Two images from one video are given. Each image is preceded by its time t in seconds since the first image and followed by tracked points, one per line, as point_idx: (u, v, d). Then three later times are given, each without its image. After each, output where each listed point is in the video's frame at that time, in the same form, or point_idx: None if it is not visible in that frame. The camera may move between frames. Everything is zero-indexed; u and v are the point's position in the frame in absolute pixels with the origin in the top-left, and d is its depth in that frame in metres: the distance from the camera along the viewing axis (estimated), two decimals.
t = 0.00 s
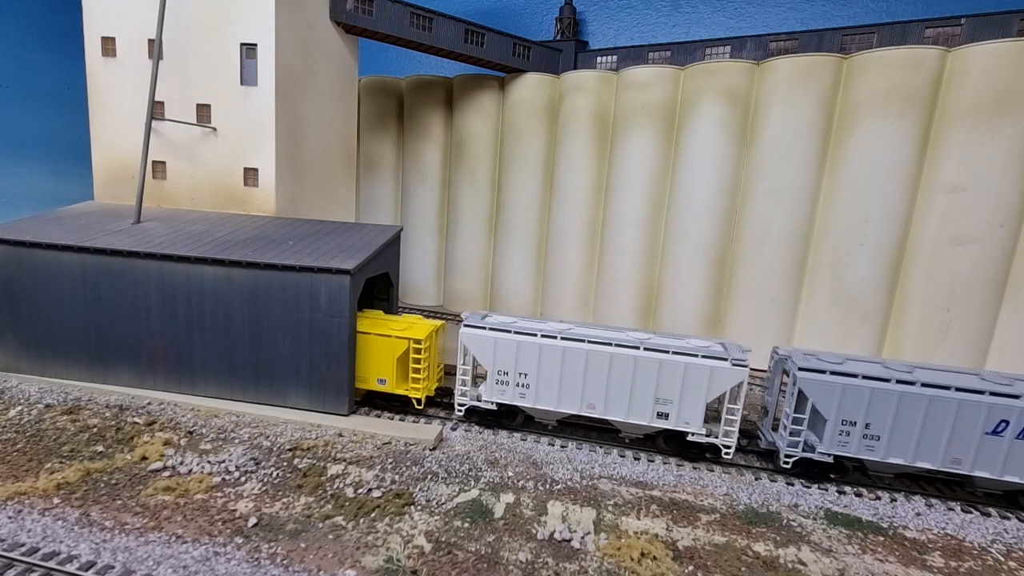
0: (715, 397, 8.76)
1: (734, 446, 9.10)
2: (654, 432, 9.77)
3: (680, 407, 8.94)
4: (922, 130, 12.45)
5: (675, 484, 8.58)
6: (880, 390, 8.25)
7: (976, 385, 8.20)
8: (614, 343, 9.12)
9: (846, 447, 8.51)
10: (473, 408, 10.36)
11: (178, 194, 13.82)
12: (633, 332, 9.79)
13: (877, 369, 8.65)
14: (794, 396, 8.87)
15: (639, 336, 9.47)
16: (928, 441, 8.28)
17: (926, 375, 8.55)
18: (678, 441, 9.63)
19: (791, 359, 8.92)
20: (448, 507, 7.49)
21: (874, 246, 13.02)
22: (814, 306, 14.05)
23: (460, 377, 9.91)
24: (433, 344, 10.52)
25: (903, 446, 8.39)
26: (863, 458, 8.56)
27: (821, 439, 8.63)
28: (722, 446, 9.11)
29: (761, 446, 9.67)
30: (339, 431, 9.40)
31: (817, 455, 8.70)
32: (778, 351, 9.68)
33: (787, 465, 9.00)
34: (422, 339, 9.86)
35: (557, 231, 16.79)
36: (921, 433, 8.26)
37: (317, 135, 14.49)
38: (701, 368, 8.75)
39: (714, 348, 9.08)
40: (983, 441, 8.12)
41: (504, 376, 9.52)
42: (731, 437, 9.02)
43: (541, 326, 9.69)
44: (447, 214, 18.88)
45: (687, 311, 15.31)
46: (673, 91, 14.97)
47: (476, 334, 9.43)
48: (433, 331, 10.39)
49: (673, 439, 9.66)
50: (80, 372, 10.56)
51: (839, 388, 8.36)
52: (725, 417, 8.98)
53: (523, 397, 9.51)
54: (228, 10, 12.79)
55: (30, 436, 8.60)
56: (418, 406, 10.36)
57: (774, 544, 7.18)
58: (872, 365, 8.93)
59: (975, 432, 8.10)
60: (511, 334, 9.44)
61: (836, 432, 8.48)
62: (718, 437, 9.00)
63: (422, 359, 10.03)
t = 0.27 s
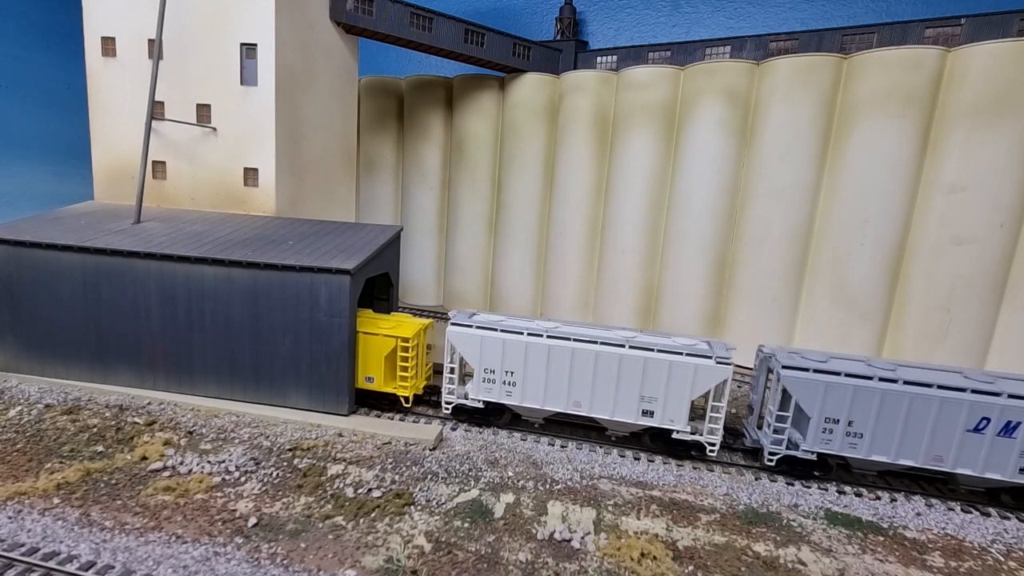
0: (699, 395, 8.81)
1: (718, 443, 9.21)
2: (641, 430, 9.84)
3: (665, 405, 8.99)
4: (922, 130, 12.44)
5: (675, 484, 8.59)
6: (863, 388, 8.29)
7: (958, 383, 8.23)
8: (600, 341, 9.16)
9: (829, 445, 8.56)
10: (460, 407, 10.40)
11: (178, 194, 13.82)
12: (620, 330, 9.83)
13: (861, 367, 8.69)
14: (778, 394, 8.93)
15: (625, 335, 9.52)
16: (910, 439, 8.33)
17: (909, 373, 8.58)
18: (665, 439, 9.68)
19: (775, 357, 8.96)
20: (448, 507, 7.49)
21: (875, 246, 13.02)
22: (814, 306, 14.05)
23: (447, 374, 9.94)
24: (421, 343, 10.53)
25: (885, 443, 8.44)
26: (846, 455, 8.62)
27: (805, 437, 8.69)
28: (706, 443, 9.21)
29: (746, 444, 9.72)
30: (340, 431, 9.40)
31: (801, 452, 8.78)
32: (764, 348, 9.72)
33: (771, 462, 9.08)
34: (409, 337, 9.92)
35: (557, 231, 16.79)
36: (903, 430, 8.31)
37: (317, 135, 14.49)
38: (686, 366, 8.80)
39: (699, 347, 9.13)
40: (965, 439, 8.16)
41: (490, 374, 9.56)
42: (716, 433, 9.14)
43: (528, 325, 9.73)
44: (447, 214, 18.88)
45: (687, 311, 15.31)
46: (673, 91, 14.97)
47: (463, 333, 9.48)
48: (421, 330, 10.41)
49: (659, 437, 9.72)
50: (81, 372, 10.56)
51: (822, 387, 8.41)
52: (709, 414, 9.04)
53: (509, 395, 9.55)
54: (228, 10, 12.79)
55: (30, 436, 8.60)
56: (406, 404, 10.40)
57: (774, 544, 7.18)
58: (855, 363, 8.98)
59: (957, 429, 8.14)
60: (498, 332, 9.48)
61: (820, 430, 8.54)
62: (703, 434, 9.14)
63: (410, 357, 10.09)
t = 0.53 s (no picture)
0: (683, 393, 8.84)
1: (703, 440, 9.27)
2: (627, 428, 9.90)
3: (649, 403, 9.01)
4: (922, 130, 12.44)
5: (675, 484, 8.59)
6: (845, 385, 8.33)
7: (940, 380, 8.25)
8: (585, 339, 9.20)
9: (812, 442, 8.59)
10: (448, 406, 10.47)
11: (178, 194, 13.82)
12: (606, 329, 9.87)
13: (844, 365, 8.73)
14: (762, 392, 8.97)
15: (611, 333, 9.56)
16: (893, 436, 8.35)
17: (892, 371, 8.62)
18: (650, 436, 9.78)
19: (759, 356, 8.99)
20: (448, 507, 7.49)
21: (875, 246, 13.02)
22: (814, 306, 14.05)
23: (434, 372, 9.96)
24: (409, 340, 10.55)
25: (868, 440, 8.46)
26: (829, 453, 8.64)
27: (788, 435, 8.72)
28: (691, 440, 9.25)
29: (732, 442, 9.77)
30: (340, 431, 9.40)
31: (784, 449, 8.84)
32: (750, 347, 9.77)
33: (755, 460, 9.11)
34: (395, 335, 9.93)
35: (557, 230, 16.79)
36: (885, 428, 8.33)
37: (317, 135, 14.50)
38: (671, 365, 8.83)
39: (685, 345, 9.16)
40: (947, 436, 8.18)
41: (477, 372, 9.59)
42: (700, 431, 9.20)
43: (514, 323, 9.77)
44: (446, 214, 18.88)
45: (687, 311, 15.31)
46: (673, 91, 14.97)
47: (449, 331, 9.52)
48: (410, 327, 10.43)
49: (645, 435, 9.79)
50: (81, 373, 10.56)
51: (805, 384, 8.44)
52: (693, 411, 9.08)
53: (496, 393, 9.58)
54: (229, 10, 12.79)
55: (30, 436, 8.60)
56: (394, 402, 10.41)
57: (774, 544, 7.18)
58: (839, 361, 9.01)
59: (938, 426, 8.16)
60: (484, 330, 9.52)
61: (803, 427, 8.58)
62: (687, 431, 9.19)
63: (398, 355, 10.10)
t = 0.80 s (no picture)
0: (668, 391, 8.90)
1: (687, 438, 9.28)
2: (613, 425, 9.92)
3: (634, 401, 9.06)
4: (922, 130, 12.45)
5: (675, 484, 8.59)
6: (828, 382, 8.38)
7: (923, 378, 8.30)
8: (571, 337, 9.26)
9: (796, 439, 8.64)
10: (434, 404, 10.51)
11: (178, 194, 13.82)
12: (593, 328, 9.91)
13: (828, 363, 8.78)
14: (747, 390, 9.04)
15: (597, 331, 9.61)
16: (875, 434, 8.41)
17: (874, 368, 8.68)
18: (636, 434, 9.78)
19: (744, 354, 9.05)
20: (448, 507, 7.49)
21: (875, 246, 13.02)
22: (814, 306, 14.05)
23: (421, 371, 10.06)
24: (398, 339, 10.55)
25: (851, 438, 8.51)
26: (813, 450, 8.71)
27: (772, 432, 8.77)
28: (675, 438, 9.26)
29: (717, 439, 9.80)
30: (340, 431, 9.40)
31: (768, 447, 8.90)
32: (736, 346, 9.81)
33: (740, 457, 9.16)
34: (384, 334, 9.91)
35: (557, 230, 16.79)
36: (868, 425, 8.39)
37: (317, 135, 14.50)
38: (655, 363, 8.88)
39: (670, 343, 9.20)
40: (928, 433, 8.24)
41: (464, 370, 9.62)
42: (684, 429, 9.21)
43: (501, 322, 9.82)
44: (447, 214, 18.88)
45: (687, 311, 15.31)
46: (673, 91, 14.97)
47: (437, 329, 9.58)
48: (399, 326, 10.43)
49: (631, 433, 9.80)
50: (81, 373, 10.56)
51: (788, 382, 8.50)
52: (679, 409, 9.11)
53: (483, 391, 9.61)
54: (229, 10, 12.79)
55: (30, 436, 8.60)
56: (382, 400, 10.42)
57: (774, 544, 7.18)
58: (822, 359, 9.07)
59: (920, 424, 8.21)
60: (471, 329, 9.56)
61: (786, 425, 8.63)
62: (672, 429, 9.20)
63: (386, 353, 10.10)
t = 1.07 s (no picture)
0: (652, 389, 8.94)
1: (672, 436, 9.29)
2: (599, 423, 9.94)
3: (619, 398, 9.11)
4: (922, 131, 12.45)
5: (676, 484, 8.59)
6: (811, 380, 8.42)
7: (905, 376, 8.36)
8: (556, 336, 9.30)
9: (779, 437, 8.69)
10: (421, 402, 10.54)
11: (178, 194, 13.82)
12: (580, 326, 9.95)
13: (811, 361, 8.83)
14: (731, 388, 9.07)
15: (583, 330, 9.65)
16: (858, 431, 8.46)
17: (858, 366, 8.73)
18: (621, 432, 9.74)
19: (729, 352, 9.08)
20: (448, 507, 7.49)
21: (875, 246, 13.02)
22: (814, 306, 14.05)
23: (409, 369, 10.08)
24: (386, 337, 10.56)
25: (835, 435, 8.56)
26: (796, 448, 8.75)
27: (756, 430, 8.81)
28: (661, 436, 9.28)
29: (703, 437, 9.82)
30: (340, 431, 9.40)
31: (752, 445, 8.92)
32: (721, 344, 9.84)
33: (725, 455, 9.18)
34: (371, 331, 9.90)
35: (557, 230, 16.80)
36: (851, 423, 8.44)
37: (318, 136, 14.51)
38: (640, 361, 8.92)
39: (655, 341, 9.25)
40: (910, 431, 8.29)
41: (450, 369, 9.67)
42: (670, 427, 9.22)
43: (488, 320, 9.86)
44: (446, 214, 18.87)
45: (687, 311, 15.31)
46: (673, 91, 14.97)
47: (423, 327, 9.61)
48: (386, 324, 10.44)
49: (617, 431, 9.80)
50: (81, 373, 10.56)
51: (772, 379, 8.54)
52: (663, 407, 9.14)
53: (469, 389, 9.65)
54: (229, 10, 12.79)
55: (30, 436, 8.60)
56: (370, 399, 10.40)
57: (774, 544, 7.18)
58: (806, 357, 9.11)
59: (902, 421, 8.27)
60: (457, 327, 9.60)
61: (770, 423, 8.67)
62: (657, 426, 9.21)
63: (374, 350, 10.07)
